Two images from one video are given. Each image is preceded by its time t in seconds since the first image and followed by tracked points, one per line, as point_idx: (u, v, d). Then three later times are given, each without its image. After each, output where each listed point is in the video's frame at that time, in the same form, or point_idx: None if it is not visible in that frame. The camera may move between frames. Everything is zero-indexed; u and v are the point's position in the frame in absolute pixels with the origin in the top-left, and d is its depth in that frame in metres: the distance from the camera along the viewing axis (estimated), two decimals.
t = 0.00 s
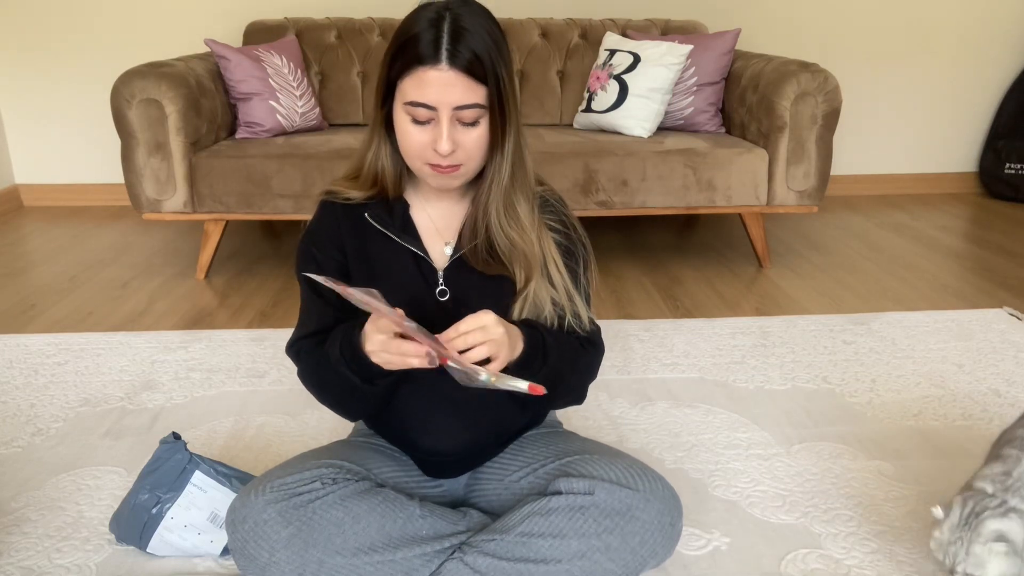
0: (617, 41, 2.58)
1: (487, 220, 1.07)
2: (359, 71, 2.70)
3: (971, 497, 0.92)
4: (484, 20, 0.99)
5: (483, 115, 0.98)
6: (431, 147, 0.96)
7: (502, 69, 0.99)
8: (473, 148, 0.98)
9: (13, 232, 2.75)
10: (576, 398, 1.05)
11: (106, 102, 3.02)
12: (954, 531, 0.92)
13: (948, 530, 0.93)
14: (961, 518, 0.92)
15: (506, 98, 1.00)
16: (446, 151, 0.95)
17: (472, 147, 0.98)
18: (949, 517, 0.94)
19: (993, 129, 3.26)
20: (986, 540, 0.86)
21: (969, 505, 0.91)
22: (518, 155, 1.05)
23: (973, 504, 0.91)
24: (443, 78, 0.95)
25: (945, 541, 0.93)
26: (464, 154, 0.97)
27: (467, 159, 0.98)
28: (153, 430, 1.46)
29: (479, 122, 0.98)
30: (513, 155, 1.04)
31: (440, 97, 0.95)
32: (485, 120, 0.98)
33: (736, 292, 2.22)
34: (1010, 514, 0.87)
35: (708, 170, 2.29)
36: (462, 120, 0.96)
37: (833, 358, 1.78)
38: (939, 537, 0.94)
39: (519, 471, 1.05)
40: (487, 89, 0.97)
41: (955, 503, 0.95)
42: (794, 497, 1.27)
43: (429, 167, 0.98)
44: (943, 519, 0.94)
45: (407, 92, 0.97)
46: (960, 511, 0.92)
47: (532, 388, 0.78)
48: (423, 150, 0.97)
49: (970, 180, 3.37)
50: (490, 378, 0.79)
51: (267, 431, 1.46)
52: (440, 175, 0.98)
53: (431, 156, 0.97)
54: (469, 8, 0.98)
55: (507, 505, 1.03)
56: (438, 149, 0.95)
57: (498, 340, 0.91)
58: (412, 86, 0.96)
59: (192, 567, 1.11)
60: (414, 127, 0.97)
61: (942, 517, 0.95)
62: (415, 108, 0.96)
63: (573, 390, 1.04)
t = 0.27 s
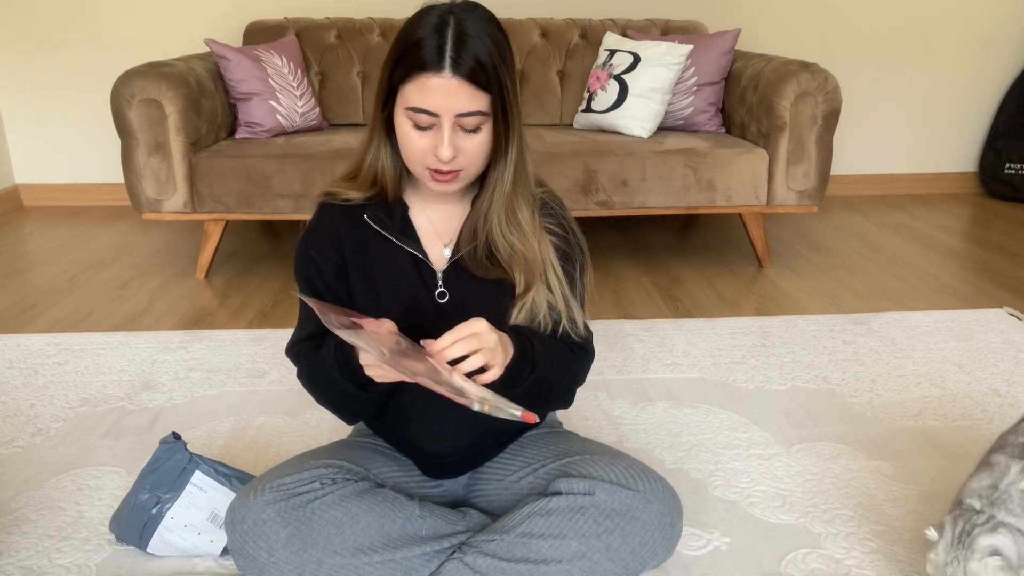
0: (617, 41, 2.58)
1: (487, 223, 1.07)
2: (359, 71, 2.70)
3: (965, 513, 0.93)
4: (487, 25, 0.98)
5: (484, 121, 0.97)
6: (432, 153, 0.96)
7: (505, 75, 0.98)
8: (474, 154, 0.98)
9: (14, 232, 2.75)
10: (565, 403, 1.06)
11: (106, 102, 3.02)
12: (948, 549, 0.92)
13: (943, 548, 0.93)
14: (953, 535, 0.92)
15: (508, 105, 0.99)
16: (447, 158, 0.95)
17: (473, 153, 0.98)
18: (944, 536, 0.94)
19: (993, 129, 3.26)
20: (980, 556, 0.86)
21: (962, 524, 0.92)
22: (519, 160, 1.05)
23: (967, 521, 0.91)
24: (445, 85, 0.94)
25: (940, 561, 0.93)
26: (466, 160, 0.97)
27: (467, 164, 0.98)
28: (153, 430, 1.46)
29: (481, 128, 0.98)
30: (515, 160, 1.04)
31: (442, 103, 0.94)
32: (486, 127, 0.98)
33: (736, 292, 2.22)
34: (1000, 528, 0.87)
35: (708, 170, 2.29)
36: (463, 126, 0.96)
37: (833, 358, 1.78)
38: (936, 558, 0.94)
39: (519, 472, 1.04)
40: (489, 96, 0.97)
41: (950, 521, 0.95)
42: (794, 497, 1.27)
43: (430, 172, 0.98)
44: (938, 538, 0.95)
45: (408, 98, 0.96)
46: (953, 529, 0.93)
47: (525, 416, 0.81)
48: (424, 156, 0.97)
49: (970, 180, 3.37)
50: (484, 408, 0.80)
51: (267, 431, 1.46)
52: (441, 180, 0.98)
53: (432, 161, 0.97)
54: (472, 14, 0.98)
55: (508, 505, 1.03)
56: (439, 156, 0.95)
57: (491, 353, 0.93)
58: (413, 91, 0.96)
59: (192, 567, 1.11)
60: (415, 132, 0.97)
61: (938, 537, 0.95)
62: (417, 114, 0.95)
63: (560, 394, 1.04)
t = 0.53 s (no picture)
0: (617, 41, 2.58)
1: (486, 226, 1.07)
2: (359, 71, 2.70)
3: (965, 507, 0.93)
4: (487, 30, 0.98)
5: (483, 127, 0.97)
6: (431, 158, 0.96)
7: (504, 80, 0.98)
8: (473, 158, 0.98)
9: (13, 232, 2.75)
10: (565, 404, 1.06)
11: (106, 102, 3.02)
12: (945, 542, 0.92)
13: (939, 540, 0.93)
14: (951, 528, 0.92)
15: (506, 110, 0.99)
16: (446, 163, 0.95)
17: (472, 158, 0.98)
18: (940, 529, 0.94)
19: (993, 129, 3.26)
20: (979, 548, 0.86)
21: (962, 517, 0.91)
22: (519, 164, 1.05)
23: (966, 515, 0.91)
24: (444, 90, 0.94)
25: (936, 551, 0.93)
26: (464, 165, 0.97)
27: (466, 169, 0.98)
28: (153, 431, 1.46)
29: (480, 133, 0.98)
30: (514, 163, 1.04)
31: (440, 109, 0.94)
32: (485, 132, 0.98)
33: (735, 292, 2.22)
34: (999, 523, 0.87)
35: (708, 170, 2.29)
36: (462, 132, 0.96)
37: (833, 358, 1.78)
38: (931, 548, 0.94)
39: (520, 472, 1.04)
40: (489, 102, 0.97)
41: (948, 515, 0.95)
42: (794, 497, 1.27)
43: (429, 176, 0.98)
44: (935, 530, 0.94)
45: (407, 102, 0.96)
46: (953, 521, 0.92)
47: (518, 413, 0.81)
48: (423, 160, 0.97)
49: (970, 180, 3.37)
50: (477, 407, 0.80)
51: (268, 431, 1.46)
52: (440, 184, 0.98)
53: (431, 166, 0.97)
54: (471, 18, 0.97)
55: (508, 505, 1.03)
56: (438, 161, 0.95)
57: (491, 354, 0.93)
58: (412, 96, 0.96)
59: (192, 567, 1.11)
60: (414, 137, 0.97)
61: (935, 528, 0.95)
62: (416, 119, 0.95)
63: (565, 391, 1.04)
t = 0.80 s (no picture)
0: (617, 41, 2.58)
1: (488, 228, 1.07)
2: (359, 71, 2.70)
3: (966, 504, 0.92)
4: (489, 33, 0.97)
5: (484, 130, 0.97)
6: (431, 161, 0.96)
7: (505, 83, 0.98)
8: (473, 161, 0.98)
9: (14, 232, 2.75)
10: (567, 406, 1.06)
11: (106, 102, 3.02)
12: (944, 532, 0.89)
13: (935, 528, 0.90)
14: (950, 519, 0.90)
15: (508, 113, 0.99)
16: (446, 167, 0.94)
17: (473, 161, 0.98)
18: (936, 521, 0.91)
19: (993, 130, 3.26)
20: (975, 542, 0.85)
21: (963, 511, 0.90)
22: (521, 167, 1.04)
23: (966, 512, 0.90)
24: (445, 94, 0.94)
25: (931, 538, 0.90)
26: (465, 168, 0.97)
27: (467, 172, 0.98)
28: (153, 431, 1.46)
29: (480, 137, 0.97)
30: (516, 168, 1.04)
31: (441, 113, 0.94)
32: (486, 136, 0.98)
33: (735, 292, 2.22)
34: (1001, 523, 0.87)
35: (708, 170, 2.28)
36: (463, 135, 0.96)
37: (833, 358, 1.78)
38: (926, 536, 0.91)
39: (520, 473, 1.04)
40: (490, 106, 0.96)
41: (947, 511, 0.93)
42: (794, 497, 1.27)
43: (429, 179, 0.98)
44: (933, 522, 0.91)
45: (408, 105, 0.96)
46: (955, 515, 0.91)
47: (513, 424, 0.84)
48: (424, 163, 0.97)
49: (970, 180, 3.37)
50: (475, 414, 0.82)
51: (267, 431, 1.46)
52: (440, 187, 0.98)
53: (431, 169, 0.97)
54: (473, 20, 0.96)
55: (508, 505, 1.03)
56: (438, 164, 0.95)
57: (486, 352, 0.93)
58: (413, 99, 0.95)
59: (192, 567, 1.11)
60: (415, 140, 0.97)
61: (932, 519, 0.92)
62: (416, 123, 0.95)
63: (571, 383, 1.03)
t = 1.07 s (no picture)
0: (617, 41, 2.58)
1: (489, 229, 1.07)
2: (359, 71, 2.70)
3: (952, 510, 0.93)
4: (490, 34, 0.97)
5: (485, 131, 0.97)
6: (432, 162, 0.96)
7: (506, 85, 0.97)
8: (474, 162, 0.98)
9: (14, 232, 2.75)
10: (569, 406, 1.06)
11: (106, 102, 3.02)
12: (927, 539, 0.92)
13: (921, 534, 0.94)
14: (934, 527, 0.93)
15: (509, 115, 0.98)
16: (446, 167, 0.94)
17: (473, 161, 0.98)
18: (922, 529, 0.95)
19: (993, 130, 3.26)
20: (962, 550, 0.86)
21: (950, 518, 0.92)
22: (522, 169, 1.04)
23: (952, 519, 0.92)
24: (445, 95, 0.94)
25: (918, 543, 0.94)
26: (465, 168, 0.97)
27: (467, 173, 0.98)
28: (153, 431, 1.46)
29: (481, 138, 0.97)
30: (518, 169, 1.04)
31: (442, 114, 0.94)
32: (486, 136, 0.98)
33: (736, 292, 2.22)
34: (990, 529, 0.87)
35: (708, 170, 2.28)
36: (463, 136, 0.96)
37: (833, 358, 1.78)
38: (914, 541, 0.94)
39: (520, 473, 1.04)
40: (490, 107, 0.96)
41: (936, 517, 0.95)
42: (794, 497, 1.27)
43: (430, 180, 0.98)
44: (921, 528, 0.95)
45: (409, 106, 0.96)
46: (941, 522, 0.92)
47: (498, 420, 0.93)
48: (424, 164, 0.97)
49: (970, 180, 3.37)
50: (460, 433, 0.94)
51: (267, 431, 1.46)
52: (440, 187, 0.99)
53: (432, 169, 0.97)
54: (475, 22, 0.96)
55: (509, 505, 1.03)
56: (438, 165, 0.95)
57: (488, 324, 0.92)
58: (414, 100, 0.95)
59: (193, 567, 1.11)
60: (416, 140, 0.97)
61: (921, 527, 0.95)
62: (417, 123, 0.95)
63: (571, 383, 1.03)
